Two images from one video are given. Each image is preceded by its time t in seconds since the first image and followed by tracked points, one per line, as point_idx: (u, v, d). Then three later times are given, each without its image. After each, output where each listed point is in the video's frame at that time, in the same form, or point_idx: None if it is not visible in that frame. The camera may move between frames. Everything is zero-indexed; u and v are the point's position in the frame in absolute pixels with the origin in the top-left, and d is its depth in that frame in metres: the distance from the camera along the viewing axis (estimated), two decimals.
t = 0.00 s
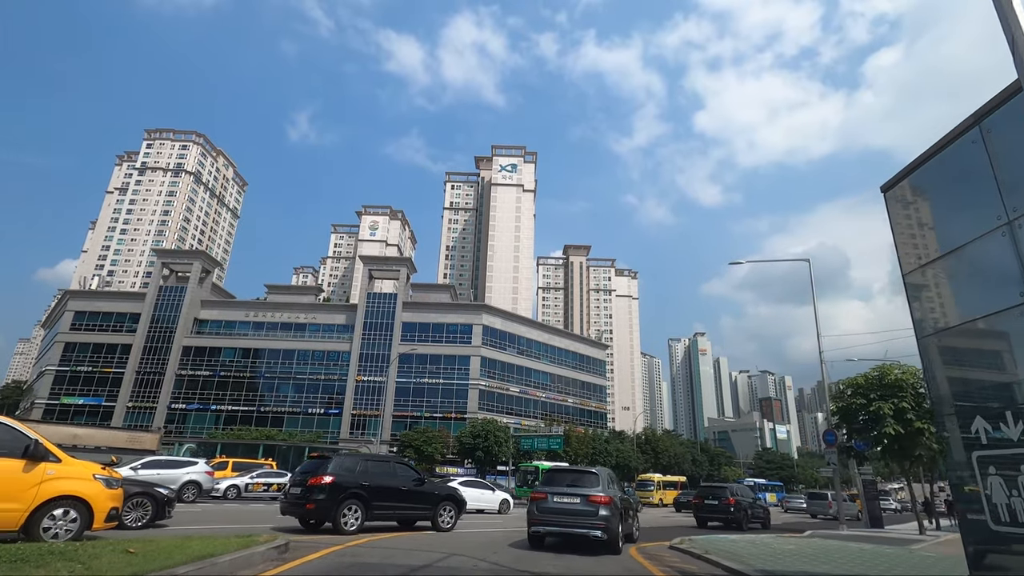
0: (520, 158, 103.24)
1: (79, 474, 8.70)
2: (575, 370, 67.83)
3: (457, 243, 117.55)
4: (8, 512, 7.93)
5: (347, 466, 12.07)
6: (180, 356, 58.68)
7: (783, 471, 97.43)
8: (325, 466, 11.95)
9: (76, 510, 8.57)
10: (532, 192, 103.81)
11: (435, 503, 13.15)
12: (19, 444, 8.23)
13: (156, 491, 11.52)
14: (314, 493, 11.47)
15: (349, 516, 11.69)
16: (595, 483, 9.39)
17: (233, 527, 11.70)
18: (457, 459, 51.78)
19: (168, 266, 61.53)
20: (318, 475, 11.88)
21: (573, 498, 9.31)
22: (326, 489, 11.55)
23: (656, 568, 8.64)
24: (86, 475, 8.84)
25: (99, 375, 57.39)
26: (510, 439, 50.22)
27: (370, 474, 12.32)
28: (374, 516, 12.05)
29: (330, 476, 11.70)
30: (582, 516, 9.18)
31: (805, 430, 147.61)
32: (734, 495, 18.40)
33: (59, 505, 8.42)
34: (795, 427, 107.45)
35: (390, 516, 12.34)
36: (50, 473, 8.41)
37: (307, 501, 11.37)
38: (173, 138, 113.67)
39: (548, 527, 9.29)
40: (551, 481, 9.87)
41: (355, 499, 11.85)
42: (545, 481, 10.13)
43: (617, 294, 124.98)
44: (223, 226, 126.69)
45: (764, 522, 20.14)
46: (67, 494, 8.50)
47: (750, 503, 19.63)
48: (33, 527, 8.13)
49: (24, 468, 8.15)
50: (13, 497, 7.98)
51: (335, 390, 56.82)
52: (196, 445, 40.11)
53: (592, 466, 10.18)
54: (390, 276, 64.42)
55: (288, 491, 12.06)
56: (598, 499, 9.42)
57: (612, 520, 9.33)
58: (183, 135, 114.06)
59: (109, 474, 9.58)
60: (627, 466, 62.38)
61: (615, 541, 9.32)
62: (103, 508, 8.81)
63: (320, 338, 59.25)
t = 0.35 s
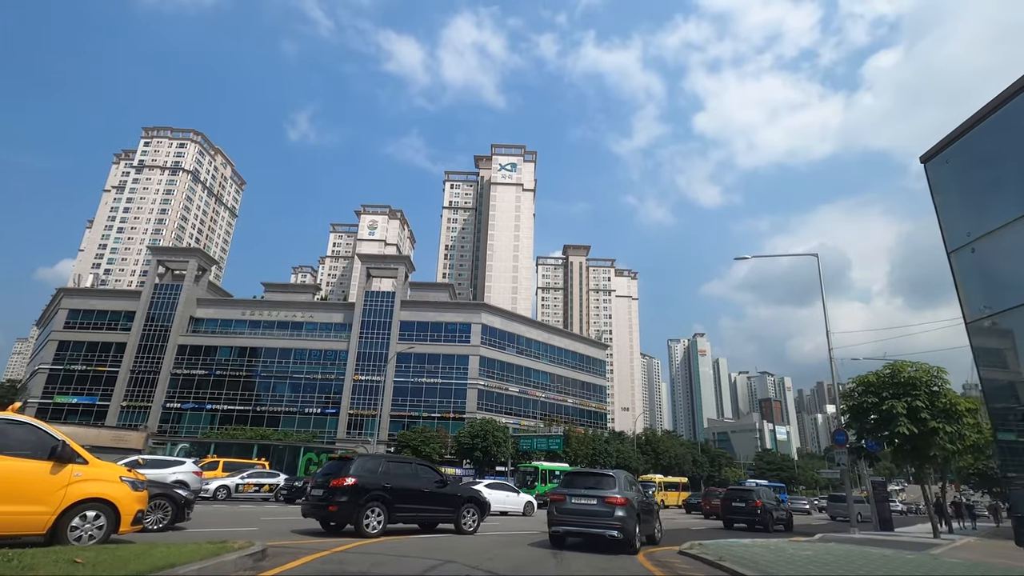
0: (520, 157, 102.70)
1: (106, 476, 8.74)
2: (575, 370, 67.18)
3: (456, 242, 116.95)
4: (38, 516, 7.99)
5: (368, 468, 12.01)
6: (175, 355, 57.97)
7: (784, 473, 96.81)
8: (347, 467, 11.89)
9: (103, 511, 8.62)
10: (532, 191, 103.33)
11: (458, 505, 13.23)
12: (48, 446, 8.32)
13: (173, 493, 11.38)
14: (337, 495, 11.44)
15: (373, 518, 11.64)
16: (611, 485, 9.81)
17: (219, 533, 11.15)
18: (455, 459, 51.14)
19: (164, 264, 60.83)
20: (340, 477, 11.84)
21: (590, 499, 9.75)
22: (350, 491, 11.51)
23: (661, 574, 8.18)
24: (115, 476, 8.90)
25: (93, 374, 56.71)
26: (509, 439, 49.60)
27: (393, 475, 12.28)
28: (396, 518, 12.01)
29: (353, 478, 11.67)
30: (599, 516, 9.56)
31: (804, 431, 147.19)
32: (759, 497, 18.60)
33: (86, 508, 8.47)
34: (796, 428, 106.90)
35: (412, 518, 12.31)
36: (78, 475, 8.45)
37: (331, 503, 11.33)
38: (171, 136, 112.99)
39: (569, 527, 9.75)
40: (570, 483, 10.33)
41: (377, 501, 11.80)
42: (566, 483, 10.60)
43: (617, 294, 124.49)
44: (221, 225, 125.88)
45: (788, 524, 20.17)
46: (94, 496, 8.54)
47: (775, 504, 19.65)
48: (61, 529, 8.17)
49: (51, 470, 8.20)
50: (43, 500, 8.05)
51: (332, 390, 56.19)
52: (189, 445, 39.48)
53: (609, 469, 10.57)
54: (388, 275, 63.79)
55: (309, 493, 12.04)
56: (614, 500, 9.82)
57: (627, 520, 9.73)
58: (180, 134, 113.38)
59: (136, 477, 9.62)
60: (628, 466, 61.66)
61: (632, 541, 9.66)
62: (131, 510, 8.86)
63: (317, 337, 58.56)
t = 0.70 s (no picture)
0: (519, 155, 102.09)
1: (131, 478, 8.50)
2: (575, 369, 66.57)
3: (455, 241, 116.31)
4: (62, 520, 7.74)
5: (391, 469, 11.62)
6: (170, 353, 57.12)
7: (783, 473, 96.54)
8: (370, 468, 11.54)
9: (128, 514, 8.39)
10: (531, 190, 102.74)
11: (482, 507, 12.75)
12: (72, 447, 8.06)
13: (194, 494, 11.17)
14: (358, 497, 11.10)
15: (395, 521, 11.25)
16: (632, 487, 10.02)
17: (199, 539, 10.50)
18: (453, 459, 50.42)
19: (159, 261, 60.02)
20: (362, 478, 11.49)
21: (613, 501, 10.02)
22: (372, 493, 11.15)
23: None
24: (139, 478, 8.66)
25: (86, 372, 55.91)
26: (509, 439, 48.94)
27: (415, 477, 11.88)
28: (419, 521, 11.59)
29: (375, 479, 11.30)
30: (621, 518, 9.82)
31: (803, 431, 146.93)
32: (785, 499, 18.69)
33: (109, 511, 8.23)
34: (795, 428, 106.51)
35: (435, 521, 11.87)
36: (102, 476, 8.20)
37: (352, 505, 11.00)
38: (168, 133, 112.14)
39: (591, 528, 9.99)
40: (594, 486, 10.59)
41: (400, 504, 11.40)
42: (590, 484, 10.84)
43: (616, 293, 123.97)
44: (219, 223, 124.96)
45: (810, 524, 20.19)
46: (118, 499, 8.30)
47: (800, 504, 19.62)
48: (85, 532, 7.93)
49: (75, 471, 7.94)
50: (67, 503, 7.79)
51: (328, 389, 55.42)
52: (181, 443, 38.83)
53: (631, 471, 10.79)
54: (386, 272, 63.08)
55: (330, 495, 11.74)
56: (635, 502, 9.99)
57: (650, 521, 9.87)
58: (177, 131, 112.46)
59: (158, 478, 9.39)
60: (628, 466, 60.98)
61: (654, 542, 9.89)
62: (154, 513, 8.63)
63: (314, 335, 57.85)
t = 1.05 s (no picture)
0: (518, 153, 101.31)
1: (150, 480, 8.26)
2: (575, 367, 65.86)
3: (453, 240, 115.60)
4: (79, 522, 7.50)
5: (411, 469, 11.12)
6: (163, 351, 56.24)
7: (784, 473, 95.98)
8: (390, 468, 11.03)
9: (146, 517, 8.16)
10: (530, 187, 101.95)
11: (503, 509, 12.20)
12: (89, 447, 7.80)
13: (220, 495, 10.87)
14: (378, 499, 10.59)
15: (415, 524, 10.73)
16: (658, 489, 10.14)
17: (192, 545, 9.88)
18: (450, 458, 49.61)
19: (152, 257, 59.06)
20: (382, 479, 10.99)
21: (639, 502, 10.13)
22: (392, 495, 10.63)
23: None
24: (158, 479, 8.43)
25: (78, 370, 55.02)
26: (507, 438, 48.22)
27: (435, 478, 11.34)
28: (440, 523, 11.05)
29: (395, 480, 10.78)
30: (647, 519, 9.93)
31: (802, 431, 146.40)
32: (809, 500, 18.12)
33: (128, 514, 7.98)
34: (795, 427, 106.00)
35: (457, 524, 11.33)
36: (120, 478, 7.94)
37: (372, 507, 10.49)
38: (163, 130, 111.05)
39: (620, 529, 10.15)
40: (621, 488, 10.70)
41: (421, 506, 10.88)
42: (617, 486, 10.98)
43: (615, 292, 123.21)
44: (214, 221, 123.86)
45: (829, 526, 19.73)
46: (137, 500, 8.06)
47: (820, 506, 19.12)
48: (103, 535, 7.68)
49: (93, 472, 7.70)
50: (85, 505, 7.55)
51: (323, 387, 54.56)
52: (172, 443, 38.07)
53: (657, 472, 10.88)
54: (383, 269, 62.23)
55: (348, 496, 11.22)
56: (661, 504, 10.11)
57: (676, 522, 10.00)
58: (173, 128, 111.34)
59: (176, 480, 9.14)
60: (627, 466, 60.24)
61: (681, 542, 10.00)
62: (173, 515, 8.40)
63: (310, 332, 57.01)
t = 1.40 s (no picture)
0: (516, 150, 100.51)
1: (168, 481, 7.83)
2: (574, 366, 65.15)
3: (451, 237, 114.80)
4: (96, 527, 7.07)
5: (432, 470, 10.42)
6: (155, 348, 55.25)
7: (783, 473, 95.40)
8: (410, 467, 10.34)
9: (166, 520, 7.69)
10: (528, 185, 101.11)
11: (527, 512, 11.46)
12: (104, 447, 7.41)
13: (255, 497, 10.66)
14: (397, 500, 9.89)
15: (437, 527, 10.05)
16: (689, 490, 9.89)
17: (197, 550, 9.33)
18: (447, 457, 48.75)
19: (144, 253, 58.02)
20: (402, 478, 10.30)
21: (669, 504, 9.88)
22: (413, 497, 9.94)
23: None
24: (178, 481, 7.99)
25: (68, 367, 53.99)
26: (504, 436, 47.48)
27: (457, 479, 10.62)
28: (463, 527, 10.35)
29: (415, 481, 10.09)
30: (678, 521, 9.68)
31: (800, 431, 145.96)
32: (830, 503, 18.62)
33: (146, 517, 7.53)
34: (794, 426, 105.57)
35: (479, 528, 10.64)
36: (138, 479, 7.53)
37: (391, 510, 9.82)
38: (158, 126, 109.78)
39: (651, 532, 9.89)
40: (650, 489, 10.46)
41: (442, 508, 10.20)
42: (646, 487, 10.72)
43: (614, 291, 122.50)
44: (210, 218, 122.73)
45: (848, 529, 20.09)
46: (156, 503, 7.61)
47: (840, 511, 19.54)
48: (120, 540, 7.24)
49: (108, 473, 7.29)
50: (101, 508, 7.13)
51: (318, 385, 53.70)
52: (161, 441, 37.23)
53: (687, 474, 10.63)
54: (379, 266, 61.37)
55: (366, 498, 10.55)
56: (692, 505, 9.88)
57: (707, 524, 9.78)
58: (168, 124, 110.02)
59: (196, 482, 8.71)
60: (627, 465, 59.51)
61: (712, 544, 9.76)
62: (194, 519, 7.93)
63: (305, 329, 56.12)
